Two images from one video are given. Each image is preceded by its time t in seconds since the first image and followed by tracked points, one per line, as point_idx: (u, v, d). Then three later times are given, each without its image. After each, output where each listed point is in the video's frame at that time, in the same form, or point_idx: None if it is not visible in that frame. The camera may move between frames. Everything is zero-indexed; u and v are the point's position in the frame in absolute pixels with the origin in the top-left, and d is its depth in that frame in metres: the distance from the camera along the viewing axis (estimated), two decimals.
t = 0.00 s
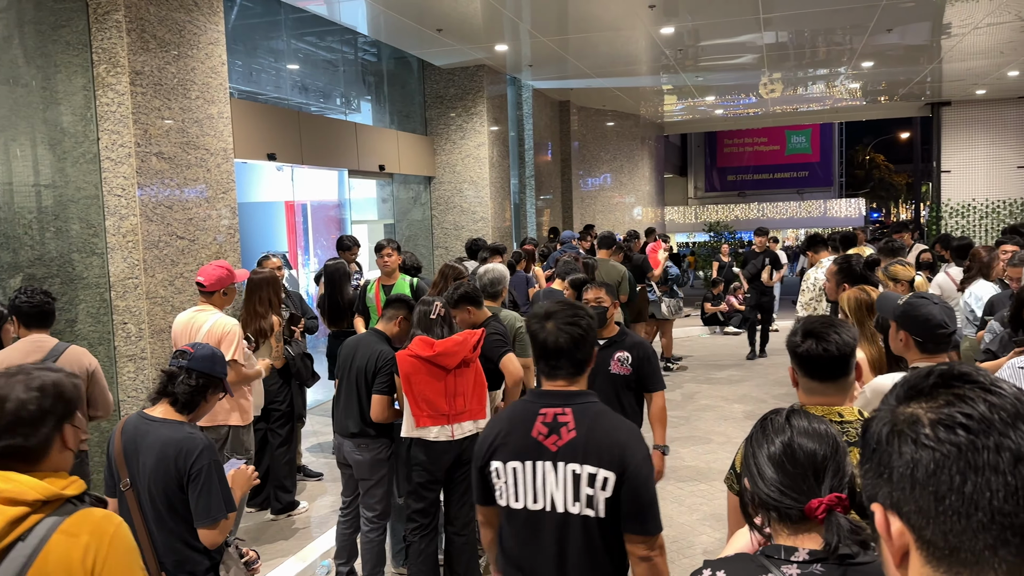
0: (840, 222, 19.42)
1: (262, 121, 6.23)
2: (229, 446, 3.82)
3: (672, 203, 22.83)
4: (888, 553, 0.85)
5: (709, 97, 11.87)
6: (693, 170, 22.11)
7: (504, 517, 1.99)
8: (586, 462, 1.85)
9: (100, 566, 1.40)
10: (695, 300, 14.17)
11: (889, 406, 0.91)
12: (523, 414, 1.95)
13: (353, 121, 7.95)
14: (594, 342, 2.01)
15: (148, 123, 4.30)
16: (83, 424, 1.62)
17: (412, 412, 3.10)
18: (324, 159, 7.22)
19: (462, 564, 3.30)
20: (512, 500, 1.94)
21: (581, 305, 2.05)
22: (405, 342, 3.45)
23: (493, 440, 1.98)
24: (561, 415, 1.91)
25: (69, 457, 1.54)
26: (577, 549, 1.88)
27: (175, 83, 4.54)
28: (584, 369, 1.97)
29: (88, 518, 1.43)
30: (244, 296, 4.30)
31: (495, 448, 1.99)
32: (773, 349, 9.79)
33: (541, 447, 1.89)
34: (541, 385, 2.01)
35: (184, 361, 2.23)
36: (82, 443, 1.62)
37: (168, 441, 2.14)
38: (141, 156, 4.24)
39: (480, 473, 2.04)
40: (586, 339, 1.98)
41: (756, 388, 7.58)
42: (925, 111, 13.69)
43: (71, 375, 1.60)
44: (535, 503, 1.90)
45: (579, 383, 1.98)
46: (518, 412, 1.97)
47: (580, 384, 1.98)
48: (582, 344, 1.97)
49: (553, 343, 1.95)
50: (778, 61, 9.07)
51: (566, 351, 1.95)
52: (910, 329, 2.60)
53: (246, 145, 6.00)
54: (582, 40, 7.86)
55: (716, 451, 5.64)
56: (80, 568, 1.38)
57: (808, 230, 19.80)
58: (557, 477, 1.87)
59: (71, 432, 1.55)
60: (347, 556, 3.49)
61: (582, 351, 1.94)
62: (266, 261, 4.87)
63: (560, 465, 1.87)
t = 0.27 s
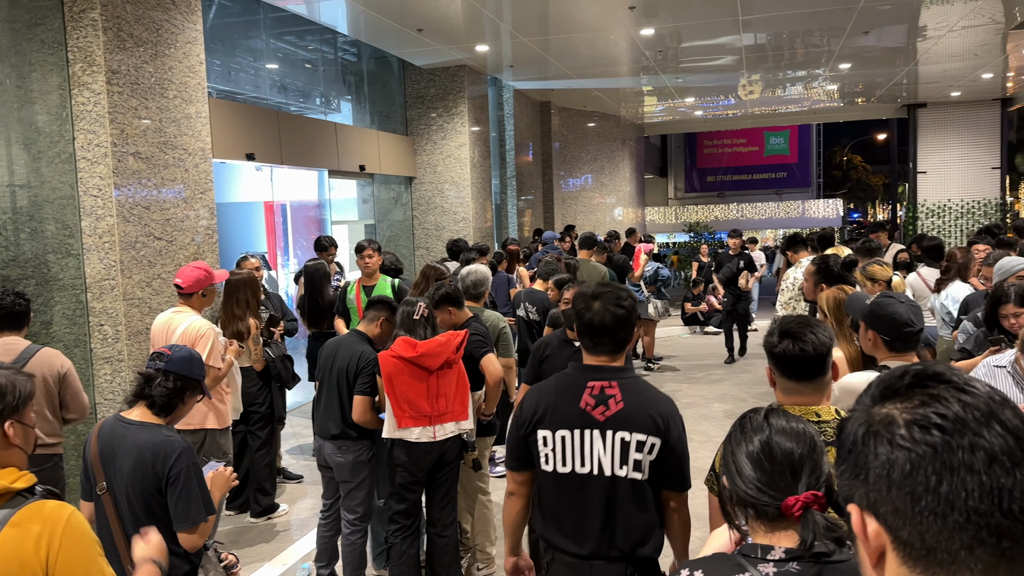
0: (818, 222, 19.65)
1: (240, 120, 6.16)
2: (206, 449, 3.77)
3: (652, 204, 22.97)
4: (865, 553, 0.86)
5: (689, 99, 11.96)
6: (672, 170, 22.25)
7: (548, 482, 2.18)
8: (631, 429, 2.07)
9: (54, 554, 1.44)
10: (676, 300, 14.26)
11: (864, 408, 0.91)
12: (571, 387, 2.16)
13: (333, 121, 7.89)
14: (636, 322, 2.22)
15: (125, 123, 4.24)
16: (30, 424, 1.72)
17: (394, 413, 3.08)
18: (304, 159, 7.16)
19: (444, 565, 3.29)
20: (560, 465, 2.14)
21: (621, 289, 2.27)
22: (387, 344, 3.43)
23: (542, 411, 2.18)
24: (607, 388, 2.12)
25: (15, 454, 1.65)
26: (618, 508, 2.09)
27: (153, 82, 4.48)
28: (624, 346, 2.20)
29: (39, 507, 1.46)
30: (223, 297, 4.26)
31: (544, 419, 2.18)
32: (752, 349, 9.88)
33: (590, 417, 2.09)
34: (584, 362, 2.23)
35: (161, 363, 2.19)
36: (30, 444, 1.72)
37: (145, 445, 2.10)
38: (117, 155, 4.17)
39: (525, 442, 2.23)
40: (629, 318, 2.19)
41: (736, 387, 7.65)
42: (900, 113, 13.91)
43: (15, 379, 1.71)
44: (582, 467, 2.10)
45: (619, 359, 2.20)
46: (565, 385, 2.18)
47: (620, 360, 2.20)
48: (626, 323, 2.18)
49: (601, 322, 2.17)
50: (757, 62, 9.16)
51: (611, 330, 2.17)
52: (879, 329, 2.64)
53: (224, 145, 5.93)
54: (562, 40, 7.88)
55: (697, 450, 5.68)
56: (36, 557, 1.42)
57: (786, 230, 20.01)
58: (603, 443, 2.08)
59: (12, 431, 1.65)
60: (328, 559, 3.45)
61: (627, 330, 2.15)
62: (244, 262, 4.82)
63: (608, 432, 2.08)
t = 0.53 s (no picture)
0: (796, 223, 19.87)
1: (218, 120, 6.09)
2: (184, 452, 3.74)
3: (633, 204, 23.09)
4: (839, 554, 0.86)
5: (669, 100, 12.03)
6: (653, 171, 22.37)
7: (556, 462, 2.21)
8: (641, 409, 2.14)
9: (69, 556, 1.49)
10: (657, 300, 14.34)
11: (837, 408, 0.91)
12: (580, 371, 2.20)
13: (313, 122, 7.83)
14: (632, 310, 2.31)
15: (101, 123, 4.17)
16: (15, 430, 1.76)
17: (374, 414, 3.06)
18: (283, 159, 7.10)
19: (427, 567, 3.27)
20: (570, 446, 2.17)
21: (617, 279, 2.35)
22: (369, 346, 3.41)
23: (551, 394, 2.20)
24: (616, 372, 2.18)
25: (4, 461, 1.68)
26: (627, 484, 2.15)
27: (130, 81, 4.41)
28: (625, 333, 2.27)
29: (43, 516, 1.50)
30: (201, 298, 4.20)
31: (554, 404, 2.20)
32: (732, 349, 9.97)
33: (600, 399, 2.14)
34: (587, 349, 2.28)
35: (139, 366, 2.15)
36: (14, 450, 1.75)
37: (122, 448, 2.08)
38: (94, 156, 4.10)
39: (535, 426, 2.23)
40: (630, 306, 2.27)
41: (717, 387, 7.71)
42: (877, 114, 14.11)
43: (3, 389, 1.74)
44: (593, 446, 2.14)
45: (619, 346, 2.27)
46: (572, 370, 2.21)
47: (620, 347, 2.27)
48: (628, 310, 2.26)
49: (603, 311, 2.22)
50: (736, 64, 9.25)
51: (615, 317, 2.23)
52: (852, 328, 2.67)
53: (202, 145, 5.87)
54: (543, 41, 7.89)
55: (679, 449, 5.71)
56: (51, 561, 1.47)
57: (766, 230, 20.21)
58: (614, 424, 2.14)
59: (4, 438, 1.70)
60: (309, 561, 3.43)
61: (628, 319, 2.22)
62: (224, 263, 4.76)
63: (619, 413, 2.14)
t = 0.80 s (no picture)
0: (778, 223, 20.06)
1: (199, 120, 6.02)
2: (166, 456, 3.68)
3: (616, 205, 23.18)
4: (816, 552, 0.85)
5: (652, 101, 12.10)
6: (636, 172, 22.46)
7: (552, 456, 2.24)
8: (629, 398, 2.19)
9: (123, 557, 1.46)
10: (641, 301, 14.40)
11: (811, 408, 0.91)
12: (566, 369, 2.22)
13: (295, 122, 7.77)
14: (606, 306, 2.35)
15: (80, 123, 4.11)
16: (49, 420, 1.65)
17: (358, 416, 3.05)
18: (264, 159, 7.05)
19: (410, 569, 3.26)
20: (567, 441, 2.19)
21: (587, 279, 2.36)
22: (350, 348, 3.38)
23: (541, 394, 2.22)
24: (600, 365, 2.22)
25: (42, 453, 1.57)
26: (624, 469, 2.18)
27: (109, 81, 4.35)
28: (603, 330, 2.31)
29: (96, 516, 1.45)
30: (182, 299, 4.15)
31: (545, 403, 2.22)
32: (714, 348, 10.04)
33: (590, 393, 2.17)
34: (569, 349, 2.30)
35: (118, 368, 2.13)
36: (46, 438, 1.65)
37: (102, 451, 2.02)
38: (73, 156, 4.04)
39: (528, 426, 2.24)
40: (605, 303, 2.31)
41: (700, 386, 7.76)
42: (857, 116, 14.29)
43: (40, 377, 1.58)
44: (589, 439, 2.18)
45: (597, 342, 2.31)
46: (558, 370, 2.23)
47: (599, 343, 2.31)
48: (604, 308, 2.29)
49: (580, 309, 2.23)
50: (718, 65, 9.32)
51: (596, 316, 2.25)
52: (832, 326, 2.69)
53: (182, 146, 5.80)
54: (526, 42, 7.90)
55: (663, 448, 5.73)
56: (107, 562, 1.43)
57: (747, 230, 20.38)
58: (605, 414, 2.18)
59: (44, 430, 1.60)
60: (292, 564, 3.40)
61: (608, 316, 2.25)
62: (206, 264, 4.71)
63: (608, 404, 2.18)
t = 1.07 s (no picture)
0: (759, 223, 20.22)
1: (178, 120, 5.94)
2: (145, 459, 3.63)
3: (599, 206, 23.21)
4: (794, 550, 0.86)
5: (634, 101, 12.14)
6: (619, 172, 22.55)
7: (545, 441, 2.31)
8: (615, 380, 2.30)
9: (126, 549, 1.57)
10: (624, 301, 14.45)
11: (788, 406, 0.91)
12: (553, 357, 2.32)
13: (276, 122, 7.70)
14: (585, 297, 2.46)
15: (58, 123, 4.04)
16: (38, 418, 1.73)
17: (339, 417, 3.04)
18: (245, 160, 6.98)
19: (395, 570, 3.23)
20: (558, 424, 2.28)
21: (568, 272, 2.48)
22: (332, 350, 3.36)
23: (531, 381, 2.30)
24: (585, 351, 2.32)
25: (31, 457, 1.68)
26: (617, 449, 2.28)
27: (87, 81, 4.28)
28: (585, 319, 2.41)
29: (96, 512, 1.56)
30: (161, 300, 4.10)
31: (534, 389, 2.30)
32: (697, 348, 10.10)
33: (579, 377, 2.27)
34: (554, 338, 2.39)
35: (97, 371, 2.12)
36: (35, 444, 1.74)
37: (80, 454, 1.98)
38: (50, 156, 3.98)
39: (518, 413, 2.31)
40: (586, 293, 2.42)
41: (683, 385, 7.80)
42: (837, 116, 14.46)
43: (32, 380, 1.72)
44: (581, 422, 2.27)
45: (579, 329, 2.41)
46: (545, 357, 2.32)
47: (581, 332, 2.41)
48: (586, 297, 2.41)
49: (563, 298, 2.33)
50: (699, 66, 9.38)
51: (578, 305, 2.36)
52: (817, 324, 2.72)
53: (162, 146, 5.73)
54: (508, 42, 7.89)
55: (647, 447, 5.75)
56: (113, 550, 1.54)
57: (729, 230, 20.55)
58: (594, 397, 2.28)
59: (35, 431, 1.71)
60: (275, 566, 3.38)
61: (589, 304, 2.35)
62: (187, 264, 4.65)
63: (595, 387, 2.28)
